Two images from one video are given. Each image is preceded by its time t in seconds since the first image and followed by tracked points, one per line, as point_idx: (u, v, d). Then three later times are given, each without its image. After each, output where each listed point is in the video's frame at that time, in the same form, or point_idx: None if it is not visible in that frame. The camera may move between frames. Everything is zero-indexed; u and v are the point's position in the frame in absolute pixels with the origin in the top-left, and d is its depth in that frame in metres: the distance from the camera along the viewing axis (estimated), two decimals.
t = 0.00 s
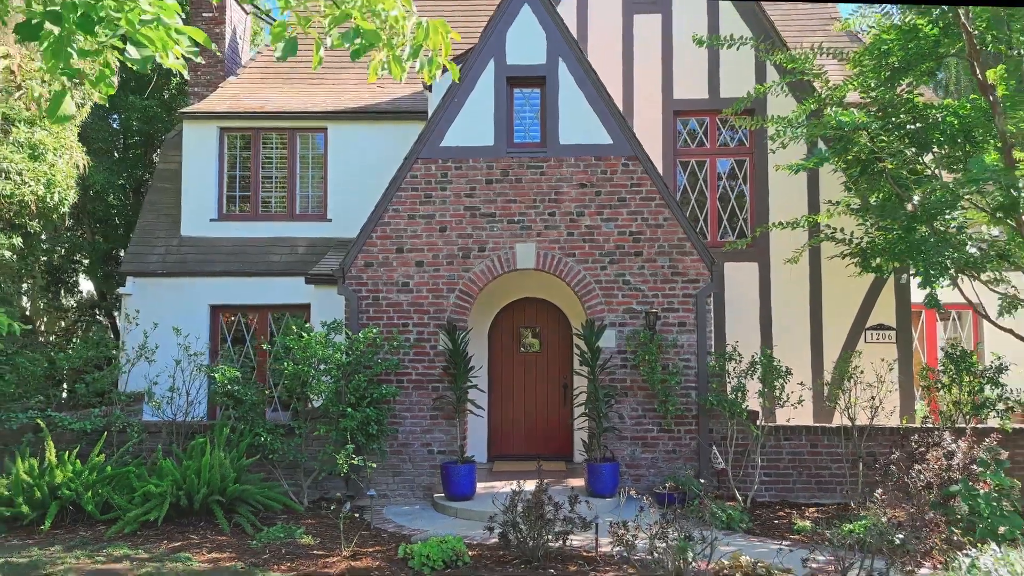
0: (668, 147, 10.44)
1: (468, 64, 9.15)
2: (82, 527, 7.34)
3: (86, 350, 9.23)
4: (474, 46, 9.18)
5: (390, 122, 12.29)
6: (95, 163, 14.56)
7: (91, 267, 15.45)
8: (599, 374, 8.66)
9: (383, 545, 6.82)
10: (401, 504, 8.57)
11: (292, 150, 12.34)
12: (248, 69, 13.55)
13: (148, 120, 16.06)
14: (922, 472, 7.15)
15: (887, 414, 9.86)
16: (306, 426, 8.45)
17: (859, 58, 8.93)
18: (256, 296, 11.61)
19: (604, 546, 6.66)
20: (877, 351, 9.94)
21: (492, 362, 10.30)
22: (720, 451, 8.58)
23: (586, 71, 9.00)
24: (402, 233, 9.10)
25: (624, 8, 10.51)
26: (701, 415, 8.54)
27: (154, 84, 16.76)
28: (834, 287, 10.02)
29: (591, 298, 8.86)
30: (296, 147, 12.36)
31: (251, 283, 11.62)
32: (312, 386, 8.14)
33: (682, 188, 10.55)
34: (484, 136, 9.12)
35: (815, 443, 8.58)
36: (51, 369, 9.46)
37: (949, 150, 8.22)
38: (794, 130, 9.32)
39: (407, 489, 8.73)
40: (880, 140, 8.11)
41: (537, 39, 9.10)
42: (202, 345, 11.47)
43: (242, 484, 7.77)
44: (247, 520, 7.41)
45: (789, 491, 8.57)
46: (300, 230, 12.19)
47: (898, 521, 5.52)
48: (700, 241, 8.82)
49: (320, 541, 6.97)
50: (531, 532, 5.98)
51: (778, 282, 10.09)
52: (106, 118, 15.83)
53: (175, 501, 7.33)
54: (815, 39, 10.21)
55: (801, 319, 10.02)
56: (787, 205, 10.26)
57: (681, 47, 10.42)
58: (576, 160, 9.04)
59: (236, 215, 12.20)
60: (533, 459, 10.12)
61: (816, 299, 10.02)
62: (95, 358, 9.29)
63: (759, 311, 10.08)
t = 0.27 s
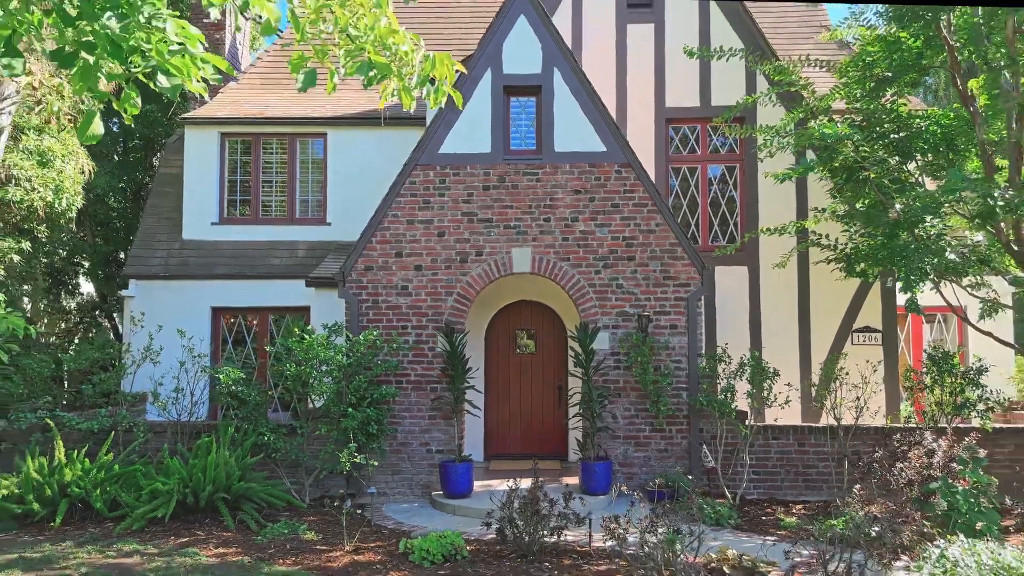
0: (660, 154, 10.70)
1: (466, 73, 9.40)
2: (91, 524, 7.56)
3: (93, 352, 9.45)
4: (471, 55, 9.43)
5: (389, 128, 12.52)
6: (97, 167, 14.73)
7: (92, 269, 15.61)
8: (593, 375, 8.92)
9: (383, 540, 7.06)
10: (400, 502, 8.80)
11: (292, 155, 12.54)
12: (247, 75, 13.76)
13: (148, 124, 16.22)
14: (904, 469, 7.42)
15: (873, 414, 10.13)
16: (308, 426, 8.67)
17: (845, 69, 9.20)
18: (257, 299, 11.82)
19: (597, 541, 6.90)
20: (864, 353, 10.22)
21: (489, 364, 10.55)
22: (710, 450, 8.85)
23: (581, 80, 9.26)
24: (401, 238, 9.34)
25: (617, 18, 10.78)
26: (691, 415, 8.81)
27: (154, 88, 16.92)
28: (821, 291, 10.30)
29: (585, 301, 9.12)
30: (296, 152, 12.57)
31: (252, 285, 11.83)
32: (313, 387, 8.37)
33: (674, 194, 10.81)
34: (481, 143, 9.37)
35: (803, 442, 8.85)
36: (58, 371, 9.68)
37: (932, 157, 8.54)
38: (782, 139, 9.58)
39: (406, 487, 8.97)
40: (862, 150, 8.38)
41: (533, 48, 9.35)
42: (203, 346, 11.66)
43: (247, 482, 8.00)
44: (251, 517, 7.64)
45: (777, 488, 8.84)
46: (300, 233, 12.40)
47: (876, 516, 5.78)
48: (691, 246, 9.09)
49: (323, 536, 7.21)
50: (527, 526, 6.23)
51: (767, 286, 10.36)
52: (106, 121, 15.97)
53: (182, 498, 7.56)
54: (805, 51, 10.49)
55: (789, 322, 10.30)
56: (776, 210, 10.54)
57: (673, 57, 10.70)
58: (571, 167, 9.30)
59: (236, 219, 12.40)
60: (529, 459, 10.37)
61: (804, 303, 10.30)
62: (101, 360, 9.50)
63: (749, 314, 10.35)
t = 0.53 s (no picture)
0: (653, 160, 10.95)
1: (463, 82, 9.64)
2: (97, 522, 7.77)
3: (98, 355, 9.67)
4: (469, 64, 9.67)
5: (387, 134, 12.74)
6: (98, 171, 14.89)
7: (93, 272, 15.77)
8: (587, 376, 9.15)
9: (383, 537, 7.29)
10: (399, 500, 9.02)
11: (292, 160, 12.73)
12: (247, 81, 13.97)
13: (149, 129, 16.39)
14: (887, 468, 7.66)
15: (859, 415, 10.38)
16: (309, 426, 8.88)
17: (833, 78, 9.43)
18: (257, 302, 12.02)
19: (590, 537, 7.13)
20: (851, 355, 10.47)
21: (485, 366, 10.78)
22: (700, 449, 9.09)
23: (575, 89, 9.50)
24: (399, 243, 9.56)
25: (611, 28, 11.04)
26: (682, 415, 9.05)
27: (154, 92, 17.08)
28: (809, 295, 10.55)
29: (579, 305, 9.36)
30: (296, 157, 12.77)
31: (252, 289, 12.02)
32: (314, 388, 8.58)
33: (666, 199, 11.06)
34: (477, 151, 9.61)
35: (791, 442, 9.10)
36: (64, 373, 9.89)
37: (916, 165, 8.65)
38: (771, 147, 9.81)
39: (404, 487, 9.19)
40: (846, 159, 8.62)
41: (528, 57, 9.59)
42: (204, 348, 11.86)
43: (249, 481, 8.22)
44: (254, 515, 7.86)
45: (765, 487, 9.09)
46: (299, 237, 12.61)
47: (855, 513, 6.02)
48: (682, 251, 9.33)
49: (324, 534, 7.43)
50: (521, 523, 6.46)
51: (757, 289, 10.62)
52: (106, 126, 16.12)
53: (186, 496, 7.78)
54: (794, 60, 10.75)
55: (779, 325, 10.55)
56: (765, 215, 10.79)
57: (665, 66, 10.95)
58: (565, 173, 9.54)
59: (237, 223, 12.61)
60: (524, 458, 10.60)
61: (793, 307, 10.55)
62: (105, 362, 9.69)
63: (739, 317, 10.60)
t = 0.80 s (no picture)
0: (647, 164, 11.18)
1: (461, 88, 9.85)
2: (105, 518, 7.98)
3: (104, 355, 9.87)
4: (467, 71, 9.88)
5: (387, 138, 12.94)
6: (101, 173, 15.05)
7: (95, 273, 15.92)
8: (582, 376, 9.38)
9: (383, 532, 7.51)
10: (398, 497, 9.23)
11: (293, 163, 12.92)
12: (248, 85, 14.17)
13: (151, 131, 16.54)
14: (873, 465, 7.88)
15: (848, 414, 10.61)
16: (310, 425, 9.10)
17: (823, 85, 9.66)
18: (259, 303, 12.21)
19: (584, 532, 7.35)
20: (841, 355, 10.70)
21: (483, 366, 11.00)
22: (692, 447, 9.31)
23: (571, 95, 9.72)
24: (399, 245, 9.78)
25: (606, 35, 11.27)
26: (675, 414, 9.27)
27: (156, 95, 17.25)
28: (800, 297, 10.78)
29: (575, 306, 9.58)
30: (297, 161, 12.96)
31: (253, 290, 12.21)
32: (316, 387, 8.78)
33: (660, 203, 11.29)
34: (475, 156, 9.83)
35: (781, 440, 9.32)
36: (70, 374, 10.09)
37: (904, 170, 8.86)
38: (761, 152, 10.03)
39: (403, 484, 9.40)
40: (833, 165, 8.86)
41: (525, 64, 9.81)
42: (206, 348, 12.05)
43: (253, 478, 8.43)
44: (257, 511, 8.07)
45: (756, 484, 9.31)
46: (300, 239, 12.81)
47: (838, 507, 6.24)
48: (675, 253, 9.57)
49: (326, 529, 7.65)
50: (518, 518, 6.68)
51: (748, 290, 10.85)
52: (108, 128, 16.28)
53: (192, 493, 8.00)
54: (787, 66, 10.99)
55: (770, 326, 10.78)
56: (757, 218, 11.03)
57: (659, 72, 11.19)
58: (561, 178, 9.76)
59: (238, 225, 12.80)
60: (521, 456, 10.82)
61: (784, 308, 10.78)
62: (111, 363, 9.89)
63: (731, 318, 10.83)
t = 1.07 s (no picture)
0: (642, 167, 11.40)
1: (460, 93, 10.07)
2: (113, 512, 8.21)
3: (110, 354, 10.10)
4: (465, 76, 10.10)
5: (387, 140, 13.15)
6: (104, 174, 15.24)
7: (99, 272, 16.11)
8: (578, 374, 9.61)
9: (383, 526, 7.73)
10: (398, 493, 9.46)
11: (294, 166, 13.12)
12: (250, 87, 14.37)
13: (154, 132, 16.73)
14: (861, 462, 8.10)
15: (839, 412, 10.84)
16: (313, 422, 9.32)
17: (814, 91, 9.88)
18: (261, 303, 12.42)
19: (579, 526, 7.57)
20: (832, 355, 10.93)
21: (482, 365, 11.23)
22: (685, 444, 9.55)
23: (567, 100, 9.93)
24: (399, 247, 10.00)
25: (602, 40, 11.50)
26: (669, 412, 9.49)
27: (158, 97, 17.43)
28: (792, 297, 11.01)
29: (571, 306, 9.81)
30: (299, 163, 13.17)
31: (255, 290, 12.42)
32: (318, 386, 9.00)
33: (655, 205, 11.52)
34: (474, 159, 10.05)
35: (772, 437, 9.55)
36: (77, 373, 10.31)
37: (893, 174, 9.07)
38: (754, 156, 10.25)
39: (403, 480, 9.63)
40: (822, 170, 9.09)
41: (522, 70, 10.03)
42: (209, 348, 12.26)
43: (257, 474, 8.66)
44: (262, 506, 8.30)
45: (747, 480, 9.55)
46: (301, 240, 13.01)
47: (822, 501, 6.47)
48: (668, 255, 9.79)
49: (328, 523, 7.87)
50: (515, 512, 6.90)
51: (741, 291, 11.08)
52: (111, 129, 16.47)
53: (198, 488, 8.22)
54: (780, 70, 11.21)
55: (762, 326, 11.01)
56: (749, 220, 11.25)
57: (654, 76, 11.40)
58: (558, 181, 9.98)
59: (240, 227, 13.00)
60: (518, 453, 11.05)
61: (776, 308, 11.02)
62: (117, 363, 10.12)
63: (724, 318, 11.06)
